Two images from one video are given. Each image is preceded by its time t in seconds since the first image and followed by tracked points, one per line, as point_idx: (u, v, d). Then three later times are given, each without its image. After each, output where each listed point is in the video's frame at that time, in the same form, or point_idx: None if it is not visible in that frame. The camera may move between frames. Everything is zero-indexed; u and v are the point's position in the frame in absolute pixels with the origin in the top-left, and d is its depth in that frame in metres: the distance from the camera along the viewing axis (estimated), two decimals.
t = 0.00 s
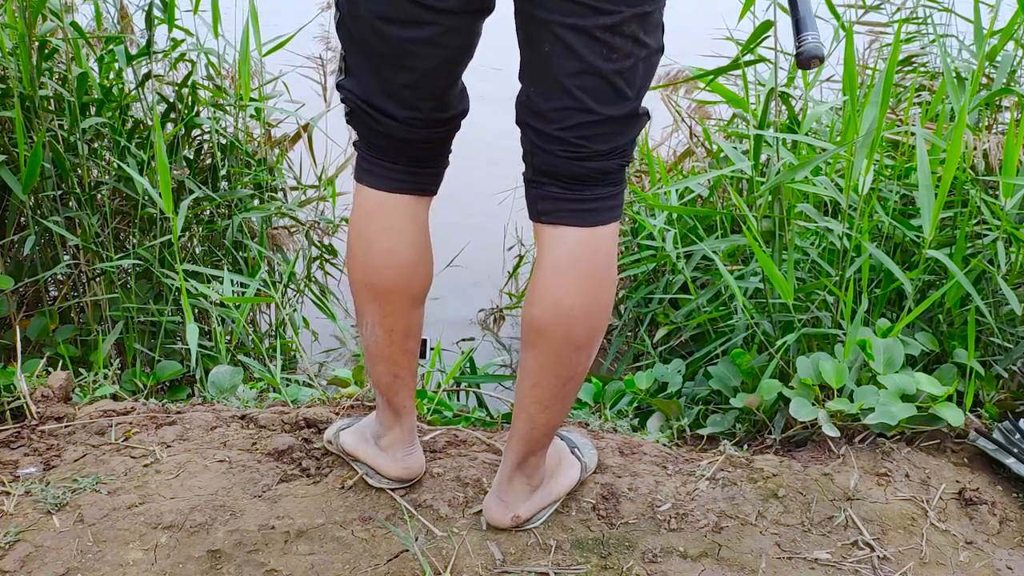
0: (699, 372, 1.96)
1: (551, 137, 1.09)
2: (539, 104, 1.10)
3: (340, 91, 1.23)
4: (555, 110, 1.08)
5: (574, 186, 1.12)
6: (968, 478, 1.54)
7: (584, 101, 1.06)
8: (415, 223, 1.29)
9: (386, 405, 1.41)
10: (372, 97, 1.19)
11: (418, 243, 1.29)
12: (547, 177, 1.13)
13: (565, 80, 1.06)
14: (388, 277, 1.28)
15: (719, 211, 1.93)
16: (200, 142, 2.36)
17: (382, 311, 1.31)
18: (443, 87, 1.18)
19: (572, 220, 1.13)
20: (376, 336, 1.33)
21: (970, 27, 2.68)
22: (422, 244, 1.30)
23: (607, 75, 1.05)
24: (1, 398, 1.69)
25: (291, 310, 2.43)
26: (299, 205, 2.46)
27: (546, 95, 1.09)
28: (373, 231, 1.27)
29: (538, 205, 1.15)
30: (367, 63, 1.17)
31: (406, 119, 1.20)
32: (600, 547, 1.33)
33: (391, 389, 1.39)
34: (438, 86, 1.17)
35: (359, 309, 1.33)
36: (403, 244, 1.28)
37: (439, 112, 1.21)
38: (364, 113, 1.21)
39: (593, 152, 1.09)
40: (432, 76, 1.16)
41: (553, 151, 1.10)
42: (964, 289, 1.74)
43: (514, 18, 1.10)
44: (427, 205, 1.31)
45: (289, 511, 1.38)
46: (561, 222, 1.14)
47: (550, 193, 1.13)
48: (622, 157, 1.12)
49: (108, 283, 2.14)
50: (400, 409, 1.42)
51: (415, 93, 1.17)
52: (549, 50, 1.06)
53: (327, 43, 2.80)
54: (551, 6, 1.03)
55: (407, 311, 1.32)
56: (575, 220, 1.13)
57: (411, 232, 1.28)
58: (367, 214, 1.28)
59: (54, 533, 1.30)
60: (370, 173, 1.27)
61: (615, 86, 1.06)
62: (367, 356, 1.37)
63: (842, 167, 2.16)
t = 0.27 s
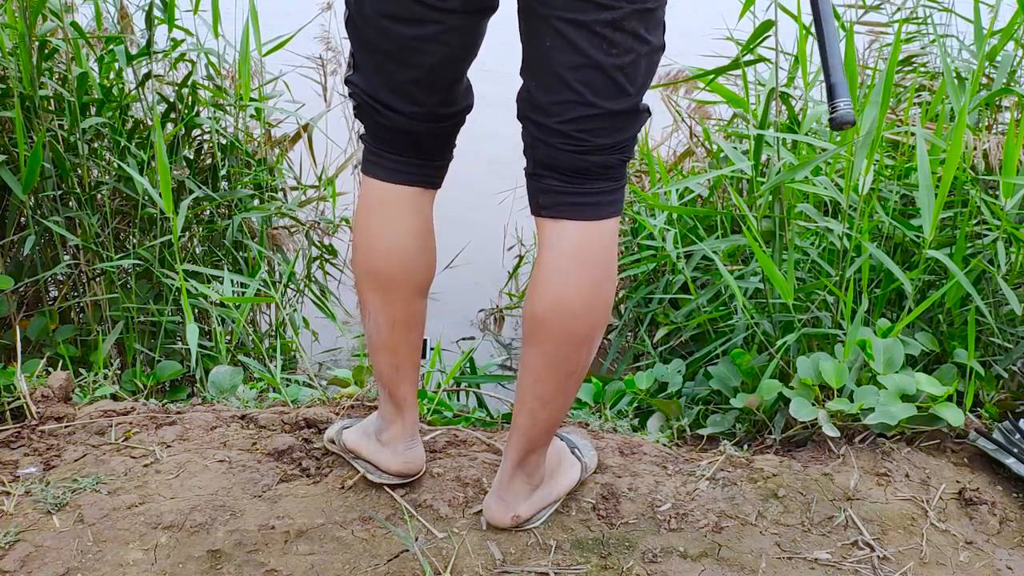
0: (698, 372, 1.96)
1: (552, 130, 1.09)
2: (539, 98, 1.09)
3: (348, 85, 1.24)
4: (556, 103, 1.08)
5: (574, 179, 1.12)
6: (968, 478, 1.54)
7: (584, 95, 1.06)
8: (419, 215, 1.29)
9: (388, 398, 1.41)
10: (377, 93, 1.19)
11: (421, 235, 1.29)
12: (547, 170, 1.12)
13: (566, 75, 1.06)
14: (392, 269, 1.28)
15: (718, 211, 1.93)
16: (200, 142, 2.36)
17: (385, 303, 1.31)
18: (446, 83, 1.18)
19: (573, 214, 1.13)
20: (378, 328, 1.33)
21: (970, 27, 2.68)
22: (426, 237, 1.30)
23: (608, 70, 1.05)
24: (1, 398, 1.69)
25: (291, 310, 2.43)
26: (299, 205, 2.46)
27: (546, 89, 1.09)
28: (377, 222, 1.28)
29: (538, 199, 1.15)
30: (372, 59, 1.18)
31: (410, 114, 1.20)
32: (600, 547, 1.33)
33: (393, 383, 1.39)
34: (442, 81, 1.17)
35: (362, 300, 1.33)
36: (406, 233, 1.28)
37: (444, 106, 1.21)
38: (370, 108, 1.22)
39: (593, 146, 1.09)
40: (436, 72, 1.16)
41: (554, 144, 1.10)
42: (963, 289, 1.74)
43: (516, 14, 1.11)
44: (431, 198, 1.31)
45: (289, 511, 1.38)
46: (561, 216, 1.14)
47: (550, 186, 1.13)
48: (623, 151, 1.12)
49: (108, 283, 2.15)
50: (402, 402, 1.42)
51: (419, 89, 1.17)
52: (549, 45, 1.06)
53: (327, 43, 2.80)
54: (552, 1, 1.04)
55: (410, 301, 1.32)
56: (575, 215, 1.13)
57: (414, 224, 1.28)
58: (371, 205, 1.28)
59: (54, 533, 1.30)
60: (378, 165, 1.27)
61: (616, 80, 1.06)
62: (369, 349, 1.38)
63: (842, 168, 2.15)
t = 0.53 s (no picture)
0: (699, 372, 1.96)
1: (555, 127, 1.09)
2: (542, 94, 1.09)
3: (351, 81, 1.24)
4: (558, 100, 1.08)
5: (577, 176, 1.12)
6: (968, 478, 1.54)
7: (587, 91, 1.06)
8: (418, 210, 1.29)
9: (388, 392, 1.41)
10: (379, 89, 1.20)
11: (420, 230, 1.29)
12: (550, 167, 1.12)
13: (569, 72, 1.07)
14: (392, 262, 1.28)
15: (719, 211, 1.93)
16: (200, 142, 2.36)
17: (386, 296, 1.31)
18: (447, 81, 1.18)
19: (575, 211, 1.13)
20: (379, 320, 1.33)
21: (970, 27, 2.68)
22: (426, 231, 1.30)
23: (611, 67, 1.06)
24: (1, 398, 1.69)
25: (291, 310, 2.43)
26: (299, 205, 2.46)
27: (549, 86, 1.09)
28: (377, 215, 1.28)
29: (540, 196, 1.15)
30: (375, 56, 1.18)
31: (411, 110, 1.20)
32: (600, 547, 1.33)
33: (393, 377, 1.39)
34: (443, 78, 1.17)
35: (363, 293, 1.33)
36: (407, 227, 1.28)
37: (445, 103, 1.21)
38: (371, 103, 1.22)
39: (596, 142, 1.09)
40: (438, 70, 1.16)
41: (557, 140, 1.09)
42: (963, 289, 1.74)
43: (519, 12, 1.11)
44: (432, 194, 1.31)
45: (288, 512, 1.38)
46: (563, 213, 1.14)
47: (553, 182, 1.13)
48: (625, 149, 1.12)
49: (108, 284, 2.15)
50: (402, 396, 1.42)
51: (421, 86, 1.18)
52: (552, 42, 1.07)
53: (327, 43, 2.81)
54: None
55: (410, 295, 1.32)
56: (577, 212, 1.13)
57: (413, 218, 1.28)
58: (372, 198, 1.28)
59: (54, 533, 1.30)
60: (381, 159, 1.27)
61: (618, 77, 1.06)
62: (369, 341, 1.38)
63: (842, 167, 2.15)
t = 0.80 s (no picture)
0: (699, 372, 1.96)
1: (554, 125, 1.09)
2: (542, 92, 1.10)
3: (351, 81, 1.24)
4: (558, 97, 1.08)
5: (576, 174, 1.12)
6: (968, 478, 1.54)
7: (586, 89, 1.06)
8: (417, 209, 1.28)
9: (389, 395, 1.41)
10: (380, 89, 1.20)
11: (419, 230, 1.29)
12: (550, 165, 1.12)
13: (568, 69, 1.07)
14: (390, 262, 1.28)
15: (718, 211, 1.93)
16: (200, 142, 2.36)
17: (386, 296, 1.31)
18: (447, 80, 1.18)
19: (575, 209, 1.13)
20: (379, 321, 1.33)
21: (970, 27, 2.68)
22: (426, 232, 1.30)
23: (610, 65, 1.06)
24: (1, 398, 1.69)
25: (291, 310, 2.43)
26: (298, 205, 2.46)
27: (549, 84, 1.09)
28: (376, 216, 1.28)
29: (540, 194, 1.15)
30: (376, 56, 1.18)
31: (412, 110, 1.21)
32: (600, 547, 1.33)
33: (394, 378, 1.39)
34: (444, 77, 1.17)
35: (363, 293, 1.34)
36: (406, 228, 1.28)
37: (444, 103, 1.21)
38: (372, 104, 1.22)
39: (596, 140, 1.09)
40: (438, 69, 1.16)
41: (556, 138, 1.10)
42: (963, 289, 1.74)
43: (518, 10, 1.11)
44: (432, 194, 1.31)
45: (288, 512, 1.38)
46: (563, 211, 1.14)
47: (553, 181, 1.13)
48: (624, 146, 1.12)
49: (108, 283, 2.15)
50: (402, 397, 1.42)
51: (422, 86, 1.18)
52: (552, 40, 1.07)
53: (327, 43, 2.80)
54: None
55: (410, 296, 1.32)
56: (577, 209, 1.13)
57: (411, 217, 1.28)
58: (372, 199, 1.28)
59: (54, 533, 1.30)
60: (381, 161, 1.27)
61: (617, 75, 1.06)
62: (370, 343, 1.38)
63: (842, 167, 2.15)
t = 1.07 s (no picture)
0: (699, 372, 1.96)
1: (547, 119, 1.09)
2: (534, 87, 1.10)
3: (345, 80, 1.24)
4: (550, 91, 1.09)
5: (570, 167, 1.12)
6: (968, 478, 1.54)
7: (579, 82, 1.07)
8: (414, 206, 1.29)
9: (387, 394, 1.42)
10: (375, 86, 1.20)
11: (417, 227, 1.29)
12: (542, 159, 1.12)
13: (560, 63, 1.07)
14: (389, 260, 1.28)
15: (719, 211, 1.93)
16: (200, 142, 2.36)
17: (383, 294, 1.31)
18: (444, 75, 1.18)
19: (569, 203, 1.13)
20: (376, 321, 1.33)
21: (970, 27, 2.68)
22: (422, 229, 1.30)
23: (602, 59, 1.06)
24: (1, 398, 1.69)
25: (291, 310, 2.43)
26: (299, 205, 2.46)
27: (541, 79, 1.09)
28: (373, 215, 1.28)
29: (534, 188, 1.15)
30: (371, 52, 1.18)
31: (408, 106, 1.21)
32: (600, 547, 1.33)
33: (392, 377, 1.39)
34: (440, 72, 1.18)
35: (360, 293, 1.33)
36: (402, 227, 1.28)
37: (440, 99, 1.22)
38: (366, 101, 1.22)
39: (589, 133, 1.09)
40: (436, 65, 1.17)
41: (550, 132, 1.10)
42: (964, 289, 1.74)
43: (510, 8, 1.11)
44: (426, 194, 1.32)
45: (289, 511, 1.38)
46: (558, 205, 1.14)
47: (546, 175, 1.13)
48: (616, 140, 1.12)
49: (108, 283, 2.15)
50: (402, 396, 1.42)
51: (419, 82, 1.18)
52: (544, 35, 1.07)
53: (327, 43, 2.80)
54: None
55: (407, 295, 1.32)
56: (571, 202, 1.13)
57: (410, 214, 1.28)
58: (367, 199, 1.28)
59: (54, 533, 1.30)
60: (377, 160, 1.27)
61: (610, 69, 1.07)
62: (367, 343, 1.38)
63: (842, 167, 2.15)
